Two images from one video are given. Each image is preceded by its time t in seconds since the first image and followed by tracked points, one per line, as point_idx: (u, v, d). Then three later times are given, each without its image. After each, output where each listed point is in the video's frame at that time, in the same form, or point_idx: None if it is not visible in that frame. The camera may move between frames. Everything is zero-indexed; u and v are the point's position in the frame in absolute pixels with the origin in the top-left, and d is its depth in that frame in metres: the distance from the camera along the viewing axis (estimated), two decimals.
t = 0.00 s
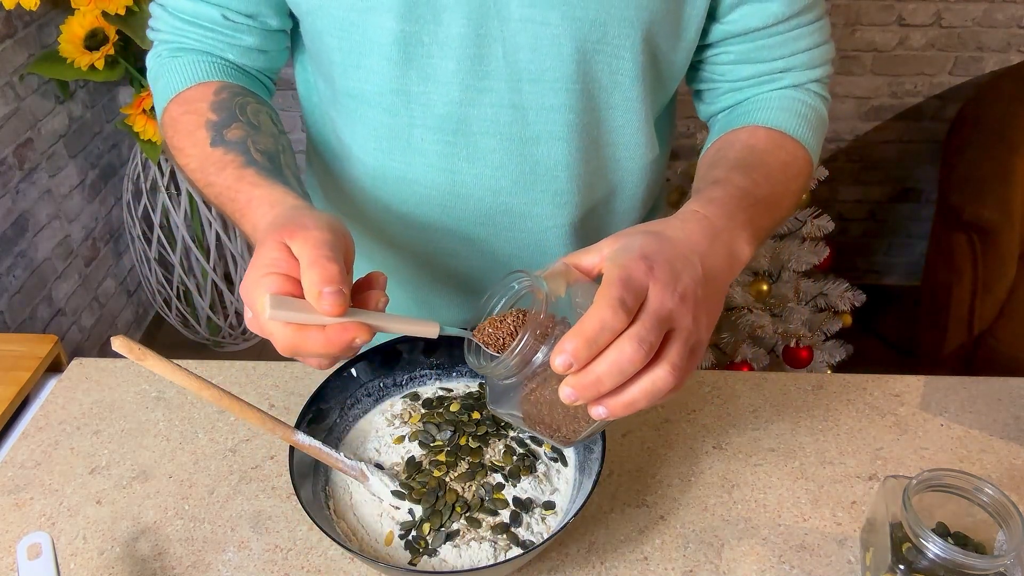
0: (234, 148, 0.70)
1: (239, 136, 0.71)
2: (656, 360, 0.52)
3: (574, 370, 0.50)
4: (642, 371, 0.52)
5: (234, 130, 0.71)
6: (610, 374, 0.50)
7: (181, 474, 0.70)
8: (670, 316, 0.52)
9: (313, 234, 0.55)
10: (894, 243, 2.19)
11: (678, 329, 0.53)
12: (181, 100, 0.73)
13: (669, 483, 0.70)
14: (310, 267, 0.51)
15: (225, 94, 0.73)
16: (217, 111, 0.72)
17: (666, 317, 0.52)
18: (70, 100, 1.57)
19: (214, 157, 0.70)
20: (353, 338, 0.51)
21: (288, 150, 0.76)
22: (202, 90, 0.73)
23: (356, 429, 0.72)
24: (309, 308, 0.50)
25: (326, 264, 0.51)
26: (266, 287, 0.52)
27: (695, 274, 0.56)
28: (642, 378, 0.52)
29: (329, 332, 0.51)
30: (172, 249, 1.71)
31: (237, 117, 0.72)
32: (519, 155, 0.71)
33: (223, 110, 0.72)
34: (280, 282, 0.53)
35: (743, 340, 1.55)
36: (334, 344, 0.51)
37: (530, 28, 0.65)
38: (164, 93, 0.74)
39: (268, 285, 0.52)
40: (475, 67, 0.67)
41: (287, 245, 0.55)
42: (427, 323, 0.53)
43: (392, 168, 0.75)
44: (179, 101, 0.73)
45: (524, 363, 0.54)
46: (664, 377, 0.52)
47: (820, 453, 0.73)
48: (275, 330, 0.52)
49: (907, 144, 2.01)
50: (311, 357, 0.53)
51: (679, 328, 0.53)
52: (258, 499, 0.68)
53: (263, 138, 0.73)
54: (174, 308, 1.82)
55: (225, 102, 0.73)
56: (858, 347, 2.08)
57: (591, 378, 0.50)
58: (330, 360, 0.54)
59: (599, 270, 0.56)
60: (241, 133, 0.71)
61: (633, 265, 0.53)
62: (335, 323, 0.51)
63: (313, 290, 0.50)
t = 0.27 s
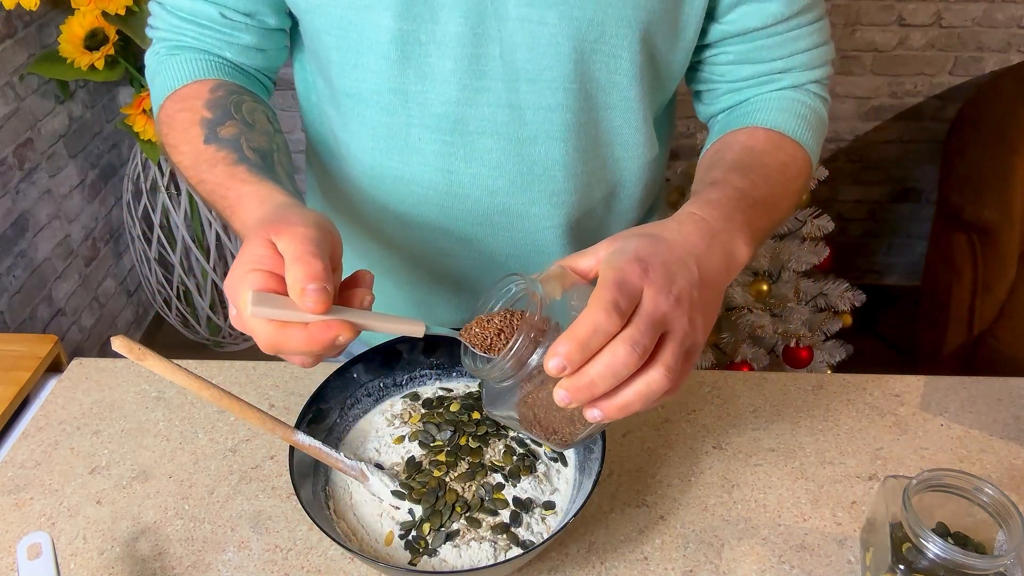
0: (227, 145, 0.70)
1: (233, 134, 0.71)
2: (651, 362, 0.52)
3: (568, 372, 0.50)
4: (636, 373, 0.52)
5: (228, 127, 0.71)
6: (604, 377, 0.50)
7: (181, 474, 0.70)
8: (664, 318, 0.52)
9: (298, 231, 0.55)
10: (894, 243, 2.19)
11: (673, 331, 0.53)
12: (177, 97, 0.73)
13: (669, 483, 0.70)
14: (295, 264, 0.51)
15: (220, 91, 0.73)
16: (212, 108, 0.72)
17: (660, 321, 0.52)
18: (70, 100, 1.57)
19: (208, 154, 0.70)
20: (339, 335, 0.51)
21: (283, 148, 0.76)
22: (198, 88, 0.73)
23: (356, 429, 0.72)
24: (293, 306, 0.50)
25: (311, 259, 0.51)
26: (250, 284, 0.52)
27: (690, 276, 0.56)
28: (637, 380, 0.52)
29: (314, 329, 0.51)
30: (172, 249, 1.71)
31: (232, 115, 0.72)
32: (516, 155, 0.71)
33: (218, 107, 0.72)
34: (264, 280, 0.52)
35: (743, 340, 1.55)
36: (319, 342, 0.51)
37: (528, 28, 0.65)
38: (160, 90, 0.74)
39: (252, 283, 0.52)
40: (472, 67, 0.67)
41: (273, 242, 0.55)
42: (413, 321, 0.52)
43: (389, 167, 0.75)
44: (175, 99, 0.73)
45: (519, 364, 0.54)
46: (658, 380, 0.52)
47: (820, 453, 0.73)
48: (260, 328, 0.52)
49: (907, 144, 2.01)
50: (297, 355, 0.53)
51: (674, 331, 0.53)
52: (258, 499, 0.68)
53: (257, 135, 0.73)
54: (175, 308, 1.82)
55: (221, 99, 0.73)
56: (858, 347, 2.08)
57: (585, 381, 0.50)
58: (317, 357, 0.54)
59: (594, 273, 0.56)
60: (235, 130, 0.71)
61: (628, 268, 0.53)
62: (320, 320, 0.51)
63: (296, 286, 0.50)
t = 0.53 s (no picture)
0: (204, 134, 0.70)
1: (212, 124, 0.71)
2: (672, 369, 0.52)
3: (590, 382, 0.50)
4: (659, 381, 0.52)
5: (207, 118, 0.71)
6: (628, 386, 0.49)
7: (181, 474, 0.70)
8: (684, 324, 0.52)
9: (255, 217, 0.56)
10: (894, 243, 2.19)
11: (694, 337, 0.53)
12: (164, 88, 0.74)
13: (669, 483, 0.70)
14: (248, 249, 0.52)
15: (205, 84, 0.73)
16: (195, 98, 0.72)
17: (680, 327, 0.52)
18: (70, 100, 1.57)
19: (186, 144, 0.70)
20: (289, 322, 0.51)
21: (267, 142, 0.75)
22: (184, 80, 0.73)
23: (356, 429, 0.72)
24: (242, 292, 0.50)
25: (264, 246, 0.51)
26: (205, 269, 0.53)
27: (707, 281, 0.56)
28: (660, 389, 0.51)
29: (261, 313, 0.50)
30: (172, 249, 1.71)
31: (214, 106, 0.72)
32: (514, 155, 0.71)
33: (201, 98, 0.72)
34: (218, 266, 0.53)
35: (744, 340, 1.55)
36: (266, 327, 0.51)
37: (525, 27, 0.65)
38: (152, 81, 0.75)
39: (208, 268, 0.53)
40: (470, 66, 0.67)
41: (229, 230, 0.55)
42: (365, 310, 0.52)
43: (387, 168, 0.74)
44: (163, 90, 0.74)
45: (541, 374, 0.53)
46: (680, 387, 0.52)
47: (820, 453, 0.73)
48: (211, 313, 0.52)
49: (907, 144, 2.01)
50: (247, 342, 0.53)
51: (695, 336, 0.53)
52: (258, 499, 0.68)
53: (239, 127, 0.72)
54: (175, 308, 1.82)
55: (205, 91, 0.72)
56: (858, 347, 2.08)
57: (607, 390, 0.50)
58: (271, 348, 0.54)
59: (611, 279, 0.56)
60: (215, 121, 0.71)
61: (645, 274, 0.53)
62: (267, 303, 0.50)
63: (246, 273, 0.50)
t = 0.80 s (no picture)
0: (196, 127, 0.71)
1: (203, 118, 0.71)
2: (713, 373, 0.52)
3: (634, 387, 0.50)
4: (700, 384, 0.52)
5: (200, 111, 0.72)
6: (673, 389, 0.49)
7: (181, 474, 0.70)
8: (722, 326, 0.52)
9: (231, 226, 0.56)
10: (894, 243, 2.19)
11: (731, 340, 0.53)
12: (159, 78, 0.74)
13: (669, 483, 0.70)
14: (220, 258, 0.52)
15: (198, 76, 0.74)
16: (189, 91, 0.73)
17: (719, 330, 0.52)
18: (70, 100, 1.57)
19: (179, 136, 0.71)
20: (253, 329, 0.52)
21: (256, 136, 0.76)
22: (177, 71, 0.74)
23: (356, 429, 0.72)
24: (211, 295, 0.51)
25: (238, 256, 0.52)
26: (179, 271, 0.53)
27: (738, 282, 0.56)
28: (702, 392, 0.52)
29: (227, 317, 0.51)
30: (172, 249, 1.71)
31: (207, 100, 0.72)
32: (514, 156, 0.71)
33: (195, 92, 0.73)
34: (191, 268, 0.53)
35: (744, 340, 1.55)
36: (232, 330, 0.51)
37: (524, 28, 0.65)
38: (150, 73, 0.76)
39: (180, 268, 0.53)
40: (469, 67, 0.67)
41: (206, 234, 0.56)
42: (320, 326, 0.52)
43: (386, 170, 0.74)
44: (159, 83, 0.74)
45: (579, 384, 0.52)
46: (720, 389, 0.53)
47: (820, 453, 0.73)
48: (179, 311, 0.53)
49: (907, 144, 2.01)
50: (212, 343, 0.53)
51: (732, 339, 0.53)
52: (258, 499, 0.68)
53: (229, 122, 0.73)
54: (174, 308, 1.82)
55: (198, 85, 0.73)
56: (858, 347, 2.08)
57: (652, 394, 0.50)
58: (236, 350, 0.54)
59: (641, 283, 0.55)
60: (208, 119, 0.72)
61: (681, 277, 0.53)
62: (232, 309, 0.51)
63: (217, 280, 0.51)
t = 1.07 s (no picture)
0: (220, 155, 0.71)
1: (226, 144, 0.72)
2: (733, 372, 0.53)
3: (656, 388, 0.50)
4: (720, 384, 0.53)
5: (223, 138, 0.72)
6: (694, 388, 0.50)
7: (181, 474, 0.70)
8: (742, 326, 0.53)
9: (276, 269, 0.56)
10: (894, 243, 2.19)
11: (751, 339, 0.54)
12: (177, 100, 0.74)
13: (669, 483, 0.70)
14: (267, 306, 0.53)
15: (218, 96, 0.74)
16: (210, 115, 0.73)
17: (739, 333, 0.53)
18: (70, 100, 1.57)
19: (201, 163, 0.71)
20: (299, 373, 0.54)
21: (276, 158, 0.77)
22: (197, 92, 0.74)
23: (356, 429, 0.72)
24: (260, 345, 0.52)
25: (285, 306, 0.53)
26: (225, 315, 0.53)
27: (755, 281, 0.57)
28: (720, 393, 0.53)
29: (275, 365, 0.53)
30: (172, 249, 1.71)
31: (228, 124, 0.73)
32: (513, 156, 0.71)
33: (216, 115, 0.73)
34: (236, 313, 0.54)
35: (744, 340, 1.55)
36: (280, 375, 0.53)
37: (523, 29, 0.65)
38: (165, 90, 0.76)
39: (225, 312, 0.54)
40: (469, 67, 0.67)
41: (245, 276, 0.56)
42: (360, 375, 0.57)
43: (385, 170, 0.74)
44: (177, 102, 0.74)
45: (597, 386, 0.53)
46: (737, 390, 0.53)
47: (820, 453, 0.73)
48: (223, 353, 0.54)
49: (907, 144, 2.01)
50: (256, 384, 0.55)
51: (751, 338, 0.54)
52: (258, 499, 0.68)
53: (251, 146, 0.74)
54: (175, 308, 1.83)
55: (218, 106, 0.73)
56: (858, 347, 2.08)
57: (674, 395, 0.50)
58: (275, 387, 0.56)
59: (655, 282, 0.55)
60: (219, 135, 0.72)
61: (700, 276, 0.54)
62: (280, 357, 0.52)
63: (265, 330, 0.51)
